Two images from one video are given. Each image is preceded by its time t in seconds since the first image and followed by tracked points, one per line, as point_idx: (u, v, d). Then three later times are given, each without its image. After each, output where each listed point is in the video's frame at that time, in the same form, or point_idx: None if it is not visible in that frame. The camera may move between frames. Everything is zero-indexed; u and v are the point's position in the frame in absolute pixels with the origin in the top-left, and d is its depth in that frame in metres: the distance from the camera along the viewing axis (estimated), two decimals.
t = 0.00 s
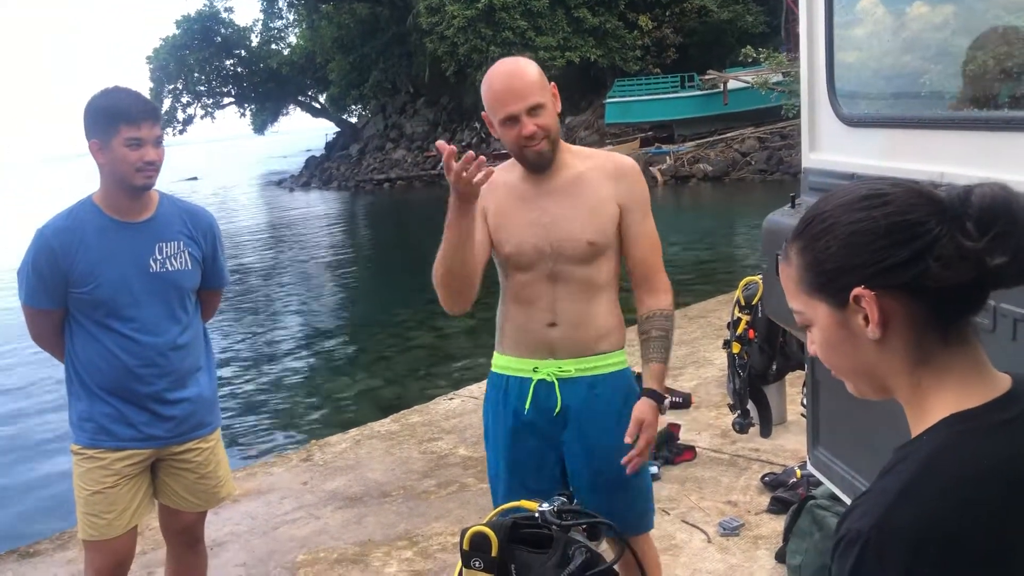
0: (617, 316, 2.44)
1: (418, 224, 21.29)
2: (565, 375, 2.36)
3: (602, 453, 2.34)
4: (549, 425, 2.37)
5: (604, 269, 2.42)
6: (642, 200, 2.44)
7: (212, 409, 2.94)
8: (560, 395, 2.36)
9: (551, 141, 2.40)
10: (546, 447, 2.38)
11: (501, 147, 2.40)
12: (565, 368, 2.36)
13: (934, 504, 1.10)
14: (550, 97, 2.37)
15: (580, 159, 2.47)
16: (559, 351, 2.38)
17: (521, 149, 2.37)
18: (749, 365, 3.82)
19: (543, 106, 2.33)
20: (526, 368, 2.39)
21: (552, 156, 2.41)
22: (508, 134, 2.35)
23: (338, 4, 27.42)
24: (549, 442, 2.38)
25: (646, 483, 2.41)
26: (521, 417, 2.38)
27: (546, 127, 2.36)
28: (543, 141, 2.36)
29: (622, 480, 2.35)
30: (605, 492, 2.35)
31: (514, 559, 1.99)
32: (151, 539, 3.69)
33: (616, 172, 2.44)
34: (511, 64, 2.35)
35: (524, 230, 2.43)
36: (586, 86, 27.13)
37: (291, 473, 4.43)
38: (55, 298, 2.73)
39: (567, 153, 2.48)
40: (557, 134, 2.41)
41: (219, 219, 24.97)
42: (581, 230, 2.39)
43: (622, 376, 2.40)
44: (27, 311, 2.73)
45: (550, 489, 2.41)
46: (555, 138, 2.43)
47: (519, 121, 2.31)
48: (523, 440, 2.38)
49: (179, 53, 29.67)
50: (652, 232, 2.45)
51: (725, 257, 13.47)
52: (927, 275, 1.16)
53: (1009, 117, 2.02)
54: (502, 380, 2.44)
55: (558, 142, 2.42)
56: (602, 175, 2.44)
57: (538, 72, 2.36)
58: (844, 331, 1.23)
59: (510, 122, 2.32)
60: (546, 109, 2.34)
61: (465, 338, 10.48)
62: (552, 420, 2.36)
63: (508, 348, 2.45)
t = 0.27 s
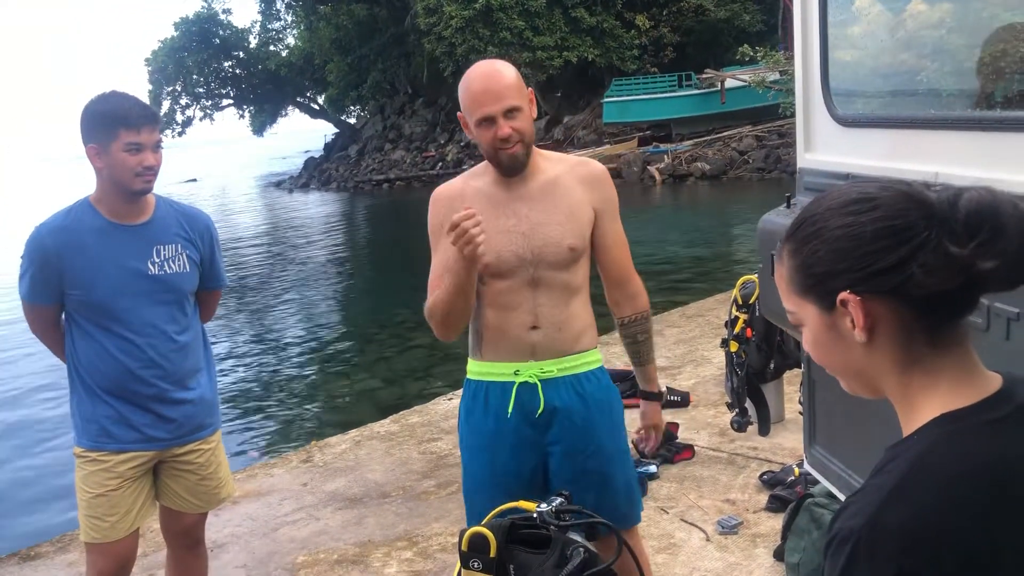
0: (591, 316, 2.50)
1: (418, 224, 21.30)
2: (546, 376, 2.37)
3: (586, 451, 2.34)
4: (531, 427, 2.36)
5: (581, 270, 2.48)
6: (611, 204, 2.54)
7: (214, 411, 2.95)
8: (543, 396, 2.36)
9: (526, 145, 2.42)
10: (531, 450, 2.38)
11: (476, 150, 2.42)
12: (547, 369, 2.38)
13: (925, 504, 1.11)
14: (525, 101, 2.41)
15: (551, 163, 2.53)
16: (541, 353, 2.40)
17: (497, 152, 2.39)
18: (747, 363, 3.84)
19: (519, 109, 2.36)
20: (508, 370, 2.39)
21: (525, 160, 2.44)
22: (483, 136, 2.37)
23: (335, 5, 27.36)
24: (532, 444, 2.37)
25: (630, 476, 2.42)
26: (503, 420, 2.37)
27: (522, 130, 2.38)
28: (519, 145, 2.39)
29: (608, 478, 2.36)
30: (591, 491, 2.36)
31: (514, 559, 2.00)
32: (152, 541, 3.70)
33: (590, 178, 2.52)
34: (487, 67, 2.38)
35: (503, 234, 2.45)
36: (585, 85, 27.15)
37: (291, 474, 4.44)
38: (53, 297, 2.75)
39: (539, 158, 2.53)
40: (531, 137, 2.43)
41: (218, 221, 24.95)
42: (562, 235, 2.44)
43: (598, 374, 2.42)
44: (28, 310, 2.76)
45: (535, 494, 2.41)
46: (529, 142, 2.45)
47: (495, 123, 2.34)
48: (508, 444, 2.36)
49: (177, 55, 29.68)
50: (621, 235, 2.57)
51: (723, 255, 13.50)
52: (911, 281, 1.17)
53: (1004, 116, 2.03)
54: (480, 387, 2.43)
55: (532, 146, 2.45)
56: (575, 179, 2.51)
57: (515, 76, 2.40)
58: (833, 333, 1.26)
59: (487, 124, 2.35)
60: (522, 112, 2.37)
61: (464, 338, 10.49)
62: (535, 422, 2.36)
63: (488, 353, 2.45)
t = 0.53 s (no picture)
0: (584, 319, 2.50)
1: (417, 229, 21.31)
2: (538, 380, 2.38)
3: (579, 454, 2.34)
4: (525, 430, 2.37)
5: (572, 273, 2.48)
6: (599, 205, 2.53)
7: (214, 417, 2.95)
8: (535, 400, 2.37)
9: (510, 149, 2.43)
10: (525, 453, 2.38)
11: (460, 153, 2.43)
12: (539, 373, 2.38)
13: (922, 507, 1.12)
14: (509, 105, 2.41)
15: (537, 165, 2.52)
16: (533, 357, 2.41)
17: (479, 157, 2.40)
18: (747, 366, 3.83)
19: (503, 113, 2.37)
20: (501, 375, 2.40)
21: (509, 166, 2.44)
22: (467, 140, 2.38)
23: (333, 10, 27.37)
24: (526, 448, 2.38)
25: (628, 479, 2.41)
26: (497, 424, 2.38)
27: (503, 135, 2.38)
28: (502, 149, 2.39)
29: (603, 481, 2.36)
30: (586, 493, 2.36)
31: (514, 564, 2.00)
32: (153, 548, 3.70)
33: (580, 181, 2.51)
34: (471, 71, 2.38)
35: (494, 239, 2.45)
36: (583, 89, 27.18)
37: (292, 480, 4.44)
38: (51, 300, 2.76)
39: (528, 161, 2.52)
40: (515, 141, 2.44)
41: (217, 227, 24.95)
42: (549, 241, 2.43)
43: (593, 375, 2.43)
44: (27, 313, 2.76)
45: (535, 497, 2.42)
46: (514, 147, 2.46)
47: (478, 127, 2.36)
48: (502, 447, 2.37)
49: (176, 61, 29.69)
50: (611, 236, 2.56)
51: (722, 258, 13.52)
52: (900, 287, 1.18)
53: (1003, 117, 2.04)
54: (474, 390, 2.45)
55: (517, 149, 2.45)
56: (563, 182, 2.49)
57: (499, 79, 2.41)
58: (827, 335, 1.27)
59: (469, 128, 2.36)
60: (504, 117, 2.38)
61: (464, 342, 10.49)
62: (528, 426, 2.37)
63: (480, 357, 2.46)
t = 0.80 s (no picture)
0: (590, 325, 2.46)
1: (416, 233, 21.31)
2: (539, 386, 2.36)
3: (580, 461, 2.33)
4: (523, 436, 2.36)
5: (574, 279, 2.44)
6: (606, 211, 2.47)
7: (211, 424, 2.94)
8: (534, 405, 2.36)
9: (504, 155, 2.42)
10: (523, 457, 2.37)
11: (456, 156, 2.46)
12: (540, 379, 2.37)
13: (919, 512, 1.10)
14: (507, 111, 2.40)
15: (541, 170, 2.50)
16: (533, 363, 2.39)
17: (471, 163, 2.41)
18: (747, 370, 3.83)
19: (495, 120, 2.37)
20: (501, 380, 2.40)
21: (503, 173, 2.44)
22: (460, 145, 2.40)
23: (332, 15, 27.37)
24: (525, 453, 2.37)
25: (629, 488, 2.38)
26: (497, 428, 2.39)
27: (494, 141, 2.38)
28: (492, 156, 2.39)
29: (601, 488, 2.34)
30: (583, 499, 2.34)
31: (514, 569, 1.99)
32: (152, 555, 3.69)
33: (581, 185, 2.47)
34: (472, 76, 2.41)
35: (493, 243, 2.47)
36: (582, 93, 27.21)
37: (291, 486, 4.43)
38: (48, 306, 2.76)
39: (530, 165, 2.51)
40: (510, 148, 2.42)
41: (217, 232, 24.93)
42: (545, 248, 2.41)
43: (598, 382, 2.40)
44: (24, 317, 2.75)
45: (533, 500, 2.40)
46: (512, 153, 2.44)
47: (467, 133, 2.37)
48: (502, 451, 2.37)
49: (175, 66, 29.65)
50: (622, 241, 2.50)
51: (721, 261, 13.53)
52: (890, 292, 1.17)
53: (1001, 120, 2.03)
54: (476, 393, 2.45)
55: (511, 157, 2.43)
56: (567, 187, 2.46)
57: (500, 84, 2.42)
58: (820, 339, 1.26)
59: (461, 133, 2.39)
60: (496, 122, 2.37)
61: (464, 346, 10.48)
62: (527, 431, 2.36)
63: (484, 360, 2.47)
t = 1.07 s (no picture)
0: (601, 330, 2.43)
1: (415, 236, 21.32)
2: (545, 391, 2.39)
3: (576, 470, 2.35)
4: (528, 438, 2.39)
5: (581, 283, 2.41)
6: (623, 214, 2.38)
7: (208, 427, 2.94)
8: (538, 408, 2.39)
9: (508, 157, 2.39)
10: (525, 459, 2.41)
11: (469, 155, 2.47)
12: (547, 384, 2.39)
13: (914, 511, 1.11)
14: (513, 116, 2.36)
15: (563, 171, 2.46)
16: (538, 367, 2.42)
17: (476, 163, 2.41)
18: (745, 371, 3.86)
19: (494, 123, 2.34)
20: (511, 378, 2.44)
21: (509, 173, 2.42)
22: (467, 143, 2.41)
23: (331, 17, 27.41)
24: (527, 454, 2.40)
25: (624, 503, 2.38)
26: (504, 427, 2.43)
27: (493, 143, 2.36)
28: (491, 158, 2.37)
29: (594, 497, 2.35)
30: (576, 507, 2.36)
31: (512, 571, 1.99)
32: (151, 557, 3.69)
33: (598, 187, 2.40)
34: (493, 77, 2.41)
35: (505, 243, 2.49)
36: (581, 95, 27.26)
37: (290, 488, 4.43)
38: (46, 308, 2.76)
39: (554, 166, 2.48)
40: (512, 153, 2.39)
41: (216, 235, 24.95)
42: (550, 249, 2.41)
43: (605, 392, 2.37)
44: (21, 318, 2.75)
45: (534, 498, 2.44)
46: (520, 154, 2.41)
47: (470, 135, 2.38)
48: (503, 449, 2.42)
49: (174, 69, 29.65)
50: (641, 248, 2.38)
51: (720, 263, 13.55)
52: (885, 292, 1.18)
53: (1000, 122, 2.04)
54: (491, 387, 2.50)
55: (513, 162, 2.40)
56: (583, 189, 2.42)
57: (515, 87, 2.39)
58: (816, 339, 1.27)
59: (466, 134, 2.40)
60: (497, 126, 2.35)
61: (463, 349, 10.49)
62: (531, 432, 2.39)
63: (499, 358, 2.52)
